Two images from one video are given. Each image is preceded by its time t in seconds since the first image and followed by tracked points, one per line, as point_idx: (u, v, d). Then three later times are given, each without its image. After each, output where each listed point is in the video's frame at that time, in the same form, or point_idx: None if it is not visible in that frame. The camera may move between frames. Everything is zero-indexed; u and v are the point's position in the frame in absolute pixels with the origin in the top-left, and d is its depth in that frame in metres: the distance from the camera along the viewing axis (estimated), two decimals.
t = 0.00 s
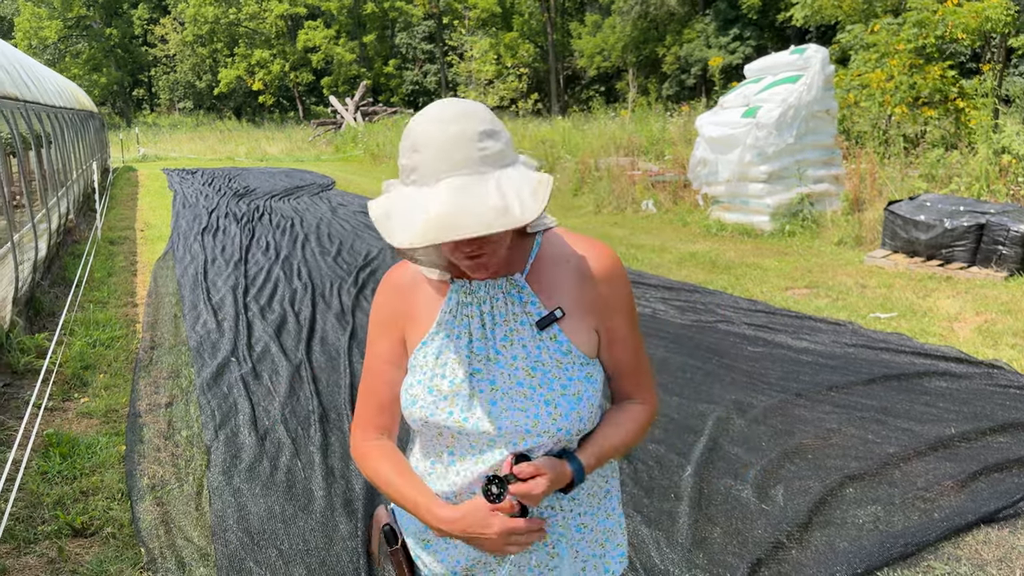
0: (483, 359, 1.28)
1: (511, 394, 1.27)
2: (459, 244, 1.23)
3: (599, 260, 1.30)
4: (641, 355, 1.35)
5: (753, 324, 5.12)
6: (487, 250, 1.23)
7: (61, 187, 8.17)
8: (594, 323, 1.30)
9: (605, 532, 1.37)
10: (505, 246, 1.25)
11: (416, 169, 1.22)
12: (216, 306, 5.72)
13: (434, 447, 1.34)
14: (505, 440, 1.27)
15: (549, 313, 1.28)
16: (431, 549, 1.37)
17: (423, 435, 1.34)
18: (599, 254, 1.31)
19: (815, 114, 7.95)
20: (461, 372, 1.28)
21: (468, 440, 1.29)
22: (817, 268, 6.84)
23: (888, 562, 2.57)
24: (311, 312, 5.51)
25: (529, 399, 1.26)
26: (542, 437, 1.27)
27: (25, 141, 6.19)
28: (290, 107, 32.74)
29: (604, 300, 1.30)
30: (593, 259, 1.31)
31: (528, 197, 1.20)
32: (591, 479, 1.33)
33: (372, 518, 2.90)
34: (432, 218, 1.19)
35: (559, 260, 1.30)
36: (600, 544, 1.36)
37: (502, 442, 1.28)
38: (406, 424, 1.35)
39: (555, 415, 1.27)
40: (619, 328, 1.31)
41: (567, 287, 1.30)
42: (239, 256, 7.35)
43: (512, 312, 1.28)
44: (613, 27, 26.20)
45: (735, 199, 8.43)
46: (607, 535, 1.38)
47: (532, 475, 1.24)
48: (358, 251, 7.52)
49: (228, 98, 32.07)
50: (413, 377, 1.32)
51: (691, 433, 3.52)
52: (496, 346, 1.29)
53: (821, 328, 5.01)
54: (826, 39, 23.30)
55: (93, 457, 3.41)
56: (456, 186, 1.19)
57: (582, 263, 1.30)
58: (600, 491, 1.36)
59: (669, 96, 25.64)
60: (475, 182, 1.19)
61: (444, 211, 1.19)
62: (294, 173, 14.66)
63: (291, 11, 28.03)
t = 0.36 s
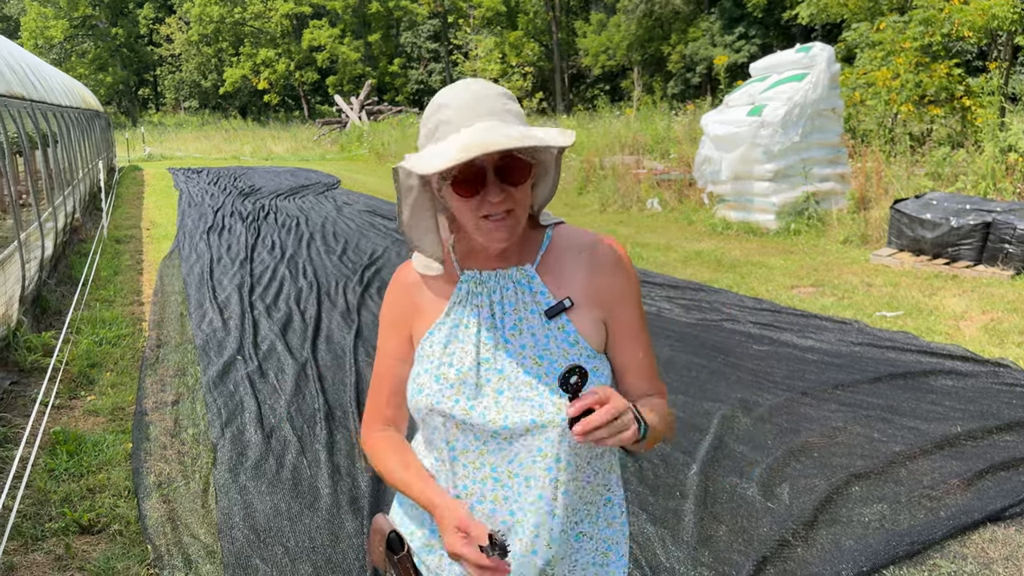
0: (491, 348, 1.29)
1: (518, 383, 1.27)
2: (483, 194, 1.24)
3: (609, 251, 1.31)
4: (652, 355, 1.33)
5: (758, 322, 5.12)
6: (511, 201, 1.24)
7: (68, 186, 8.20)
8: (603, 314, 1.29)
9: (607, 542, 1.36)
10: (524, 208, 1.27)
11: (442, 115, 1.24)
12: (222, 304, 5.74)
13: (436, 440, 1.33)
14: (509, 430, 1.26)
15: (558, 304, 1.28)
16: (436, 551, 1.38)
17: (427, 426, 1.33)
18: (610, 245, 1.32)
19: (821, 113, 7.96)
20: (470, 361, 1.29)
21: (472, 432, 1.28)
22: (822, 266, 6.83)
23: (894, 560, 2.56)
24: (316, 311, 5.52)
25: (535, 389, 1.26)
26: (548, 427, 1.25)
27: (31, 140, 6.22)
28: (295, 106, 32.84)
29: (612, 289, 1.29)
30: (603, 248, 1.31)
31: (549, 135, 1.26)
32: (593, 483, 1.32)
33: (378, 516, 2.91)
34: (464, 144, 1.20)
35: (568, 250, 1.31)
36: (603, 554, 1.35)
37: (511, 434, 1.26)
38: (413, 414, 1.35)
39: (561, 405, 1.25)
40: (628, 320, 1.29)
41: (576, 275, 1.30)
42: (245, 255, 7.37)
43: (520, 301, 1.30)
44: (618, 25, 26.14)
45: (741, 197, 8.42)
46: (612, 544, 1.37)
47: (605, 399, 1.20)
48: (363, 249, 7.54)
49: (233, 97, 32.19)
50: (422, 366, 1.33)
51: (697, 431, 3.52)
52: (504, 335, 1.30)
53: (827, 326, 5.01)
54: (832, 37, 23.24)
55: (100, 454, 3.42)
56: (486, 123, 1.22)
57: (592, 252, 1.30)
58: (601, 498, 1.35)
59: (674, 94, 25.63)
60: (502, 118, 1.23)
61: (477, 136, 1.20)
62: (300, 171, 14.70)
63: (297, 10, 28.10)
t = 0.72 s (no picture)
0: (499, 341, 1.31)
1: (526, 375, 1.28)
2: (492, 175, 1.30)
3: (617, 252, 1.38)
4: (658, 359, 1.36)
5: (760, 322, 5.12)
6: (519, 185, 1.30)
7: (71, 186, 8.21)
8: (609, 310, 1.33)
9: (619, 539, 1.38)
10: (532, 194, 1.33)
11: (461, 100, 1.33)
12: (225, 304, 5.75)
13: (438, 433, 1.33)
14: (515, 421, 1.27)
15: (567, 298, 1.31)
16: (440, 555, 1.39)
17: (430, 418, 1.33)
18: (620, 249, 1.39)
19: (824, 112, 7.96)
20: (479, 352, 1.30)
21: (477, 424, 1.29)
22: (825, 266, 6.83)
23: (897, 559, 2.57)
24: (319, 311, 5.53)
25: (542, 380, 1.27)
26: (555, 417, 1.26)
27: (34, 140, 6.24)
28: (297, 106, 32.85)
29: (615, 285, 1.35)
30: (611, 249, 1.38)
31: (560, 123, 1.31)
32: (605, 482, 1.34)
33: (381, 516, 2.91)
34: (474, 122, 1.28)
35: (576, 251, 1.38)
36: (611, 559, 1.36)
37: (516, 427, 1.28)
38: (416, 407, 1.36)
39: (568, 394, 1.26)
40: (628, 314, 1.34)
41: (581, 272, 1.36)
42: (248, 255, 7.38)
43: (530, 295, 1.33)
44: (620, 25, 26.05)
45: (743, 197, 8.41)
46: (618, 549, 1.38)
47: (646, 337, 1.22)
48: (366, 249, 7.56)
49: (235, 97, 32.23)
50: (427, 358, 1.34)
51: (700, 430, 3.53)
52: (513, 327, 1.32)
53: (829, 326, 5.01)
54: (834, 36, 23.23)
55: (104, 454, 3.43)
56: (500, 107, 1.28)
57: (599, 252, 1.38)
58: (609, 501, 1.36)
59: (676, 94, 25.62)
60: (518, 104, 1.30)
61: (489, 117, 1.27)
62: (302, 171, 14.71)
63: (299, 10, 28.11)
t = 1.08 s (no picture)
0: (502, 335, 1.33)
1: (526, 369, 1.30)
2: (495, 167, 1.30)
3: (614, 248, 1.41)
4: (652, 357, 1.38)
5: (760, 321, 5.12)
6: (521, 179, 1.30)
7: (71, 187, 8.22)
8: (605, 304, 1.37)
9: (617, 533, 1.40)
10: (535, 189, 1.32)
11: (466, 98, 1.34)
12: (226, 304, 5.76)
13: (439, 427, 1.33)
14: (516, 415, 1.29)
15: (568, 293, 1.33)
16: (440, 547, 1.38)
17: (432, 411, 1.33)
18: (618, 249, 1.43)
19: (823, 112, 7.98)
20: (482, 345, 1.32)
21: (479, 417, 1.30)
22: (825, 266, 6.83)
23: (897, 558, 2.57)
24: (319, 311, 5.54)
25: (542, 374, 1.29)
26: (556, 411, 1.27)
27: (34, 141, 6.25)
28: (297, 106, 32.85)
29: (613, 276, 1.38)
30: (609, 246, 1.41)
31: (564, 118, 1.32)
32: (604, 476, 1.36)
33: (382, 515, 2.92)
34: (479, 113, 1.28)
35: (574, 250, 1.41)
36: (609, 554, 1.37)
37: (516, 422, 1.29)
38: (417, 400, 1.35)
39: (567, 387, 1.28)
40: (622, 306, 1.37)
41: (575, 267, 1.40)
42: (248, 255, 7.38)
43: (532, 290, 1.36)
44: (619, 25, 25.99)
45: (742, 196, 8.42)
46: (615, 545, 1.39)
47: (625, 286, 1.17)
48: (366, 250, 7.57)
49: (235, 97, 32.24)
50: (431, 351, 1.34)
51: (700, 430, 3.53)
52: (514, 321, 1.34)
53: (829, 326, 5.02)
54: (834, 36, 23.23)
55: (105, 454, 3.44)
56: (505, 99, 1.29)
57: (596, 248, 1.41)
58: (608, 497, 1.38)
59: (676, 94, 25.62)
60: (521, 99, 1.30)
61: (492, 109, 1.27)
62: (302, 172, 14.72)
63: (298, 11, 28.10)
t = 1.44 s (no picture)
0: (499, 337, 1.33)
1: (522, 372, 1.31)
2: (493, 172, 1.31)
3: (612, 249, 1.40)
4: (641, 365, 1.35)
5: (758, 321, 5.13)
6: (520, 183, 1.30)
7: (67, 187, 8.20)
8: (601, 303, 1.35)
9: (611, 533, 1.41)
10: (533, 193, 1.33)
11: (462, 102, 1.34)
12: (223, 305, 5.75)
13: (436, 429, 1.33)
14: (512, 417, 1.30)
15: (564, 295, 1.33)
16: (434, 546, 1.39)
17: (429, 413, 1.33)
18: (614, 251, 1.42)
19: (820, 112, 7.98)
20: (479, 348, 1.32)
21: (476, 420, 1.31)
22: (822, 265, 6.84)
23: (893, 557, 2.58)
24: (317, 312, 5.53)
25: (537, 377, 1.30)
26: (551, 414, 1.28)
27: (31, 141, 6.24)
28: (294, 106, 32.82)
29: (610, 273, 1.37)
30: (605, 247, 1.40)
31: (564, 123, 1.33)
32: (597, 476, 1.37)
33: (379, 516, 2.92)
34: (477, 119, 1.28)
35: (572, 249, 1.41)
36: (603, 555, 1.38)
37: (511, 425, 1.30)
38: (414, 401, 1.35)
39: (562, 391, 1.29)
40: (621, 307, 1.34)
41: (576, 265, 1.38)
42: (245, 256, 7.37)
43: (528, 293, 1.36)
44: (616, 25, 26.02)
45: (739, 196, 8.43)
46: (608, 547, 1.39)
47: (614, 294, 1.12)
48: (363, 250, 7.56)
49: (232, 97, 32.20)
50: (429, 353, 1.35)
51: (697, 429, 3.54)
52: (511, 324, 1.34)
53: (826, 325, 5.03)
54: (831, 36, 23.28)
55: (102, 455, 3.43)
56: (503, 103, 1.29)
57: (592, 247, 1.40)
58: (601, 497, 1.39)
59: (673, 94, 25.68)
60: (521, 105, 1.31)
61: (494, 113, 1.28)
62: (300, 172, 14.70)
63: (295, 11, 28.08)
